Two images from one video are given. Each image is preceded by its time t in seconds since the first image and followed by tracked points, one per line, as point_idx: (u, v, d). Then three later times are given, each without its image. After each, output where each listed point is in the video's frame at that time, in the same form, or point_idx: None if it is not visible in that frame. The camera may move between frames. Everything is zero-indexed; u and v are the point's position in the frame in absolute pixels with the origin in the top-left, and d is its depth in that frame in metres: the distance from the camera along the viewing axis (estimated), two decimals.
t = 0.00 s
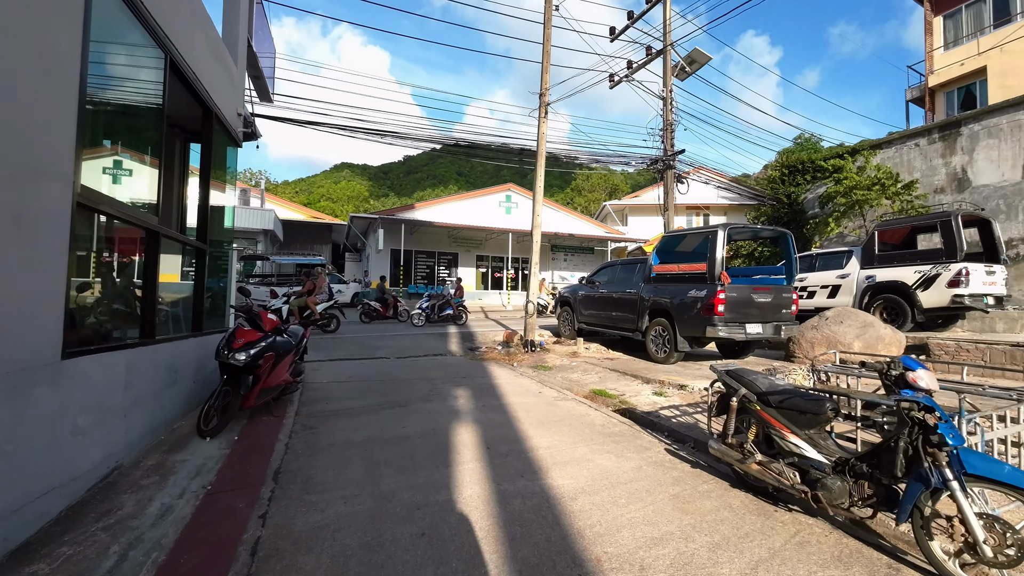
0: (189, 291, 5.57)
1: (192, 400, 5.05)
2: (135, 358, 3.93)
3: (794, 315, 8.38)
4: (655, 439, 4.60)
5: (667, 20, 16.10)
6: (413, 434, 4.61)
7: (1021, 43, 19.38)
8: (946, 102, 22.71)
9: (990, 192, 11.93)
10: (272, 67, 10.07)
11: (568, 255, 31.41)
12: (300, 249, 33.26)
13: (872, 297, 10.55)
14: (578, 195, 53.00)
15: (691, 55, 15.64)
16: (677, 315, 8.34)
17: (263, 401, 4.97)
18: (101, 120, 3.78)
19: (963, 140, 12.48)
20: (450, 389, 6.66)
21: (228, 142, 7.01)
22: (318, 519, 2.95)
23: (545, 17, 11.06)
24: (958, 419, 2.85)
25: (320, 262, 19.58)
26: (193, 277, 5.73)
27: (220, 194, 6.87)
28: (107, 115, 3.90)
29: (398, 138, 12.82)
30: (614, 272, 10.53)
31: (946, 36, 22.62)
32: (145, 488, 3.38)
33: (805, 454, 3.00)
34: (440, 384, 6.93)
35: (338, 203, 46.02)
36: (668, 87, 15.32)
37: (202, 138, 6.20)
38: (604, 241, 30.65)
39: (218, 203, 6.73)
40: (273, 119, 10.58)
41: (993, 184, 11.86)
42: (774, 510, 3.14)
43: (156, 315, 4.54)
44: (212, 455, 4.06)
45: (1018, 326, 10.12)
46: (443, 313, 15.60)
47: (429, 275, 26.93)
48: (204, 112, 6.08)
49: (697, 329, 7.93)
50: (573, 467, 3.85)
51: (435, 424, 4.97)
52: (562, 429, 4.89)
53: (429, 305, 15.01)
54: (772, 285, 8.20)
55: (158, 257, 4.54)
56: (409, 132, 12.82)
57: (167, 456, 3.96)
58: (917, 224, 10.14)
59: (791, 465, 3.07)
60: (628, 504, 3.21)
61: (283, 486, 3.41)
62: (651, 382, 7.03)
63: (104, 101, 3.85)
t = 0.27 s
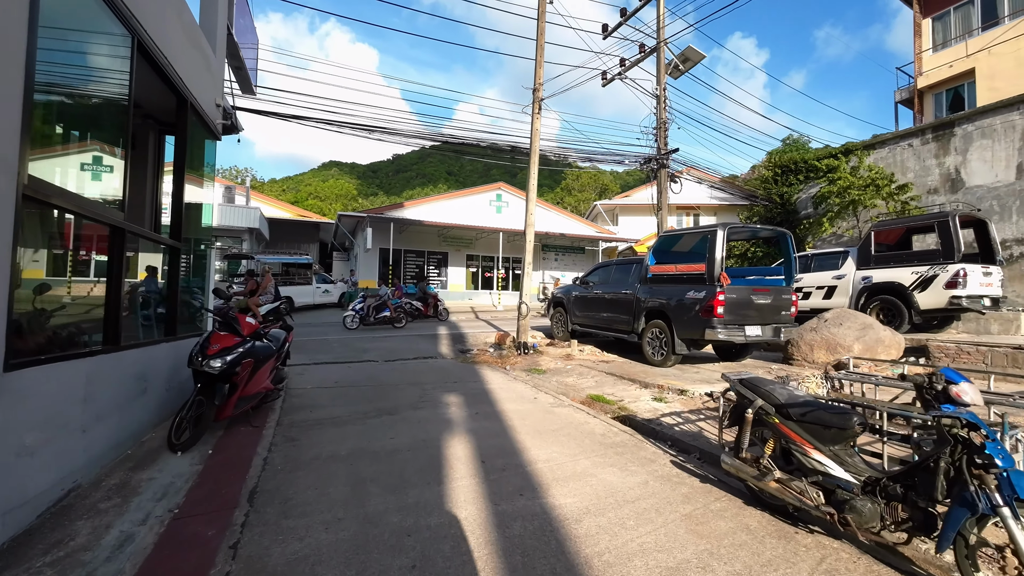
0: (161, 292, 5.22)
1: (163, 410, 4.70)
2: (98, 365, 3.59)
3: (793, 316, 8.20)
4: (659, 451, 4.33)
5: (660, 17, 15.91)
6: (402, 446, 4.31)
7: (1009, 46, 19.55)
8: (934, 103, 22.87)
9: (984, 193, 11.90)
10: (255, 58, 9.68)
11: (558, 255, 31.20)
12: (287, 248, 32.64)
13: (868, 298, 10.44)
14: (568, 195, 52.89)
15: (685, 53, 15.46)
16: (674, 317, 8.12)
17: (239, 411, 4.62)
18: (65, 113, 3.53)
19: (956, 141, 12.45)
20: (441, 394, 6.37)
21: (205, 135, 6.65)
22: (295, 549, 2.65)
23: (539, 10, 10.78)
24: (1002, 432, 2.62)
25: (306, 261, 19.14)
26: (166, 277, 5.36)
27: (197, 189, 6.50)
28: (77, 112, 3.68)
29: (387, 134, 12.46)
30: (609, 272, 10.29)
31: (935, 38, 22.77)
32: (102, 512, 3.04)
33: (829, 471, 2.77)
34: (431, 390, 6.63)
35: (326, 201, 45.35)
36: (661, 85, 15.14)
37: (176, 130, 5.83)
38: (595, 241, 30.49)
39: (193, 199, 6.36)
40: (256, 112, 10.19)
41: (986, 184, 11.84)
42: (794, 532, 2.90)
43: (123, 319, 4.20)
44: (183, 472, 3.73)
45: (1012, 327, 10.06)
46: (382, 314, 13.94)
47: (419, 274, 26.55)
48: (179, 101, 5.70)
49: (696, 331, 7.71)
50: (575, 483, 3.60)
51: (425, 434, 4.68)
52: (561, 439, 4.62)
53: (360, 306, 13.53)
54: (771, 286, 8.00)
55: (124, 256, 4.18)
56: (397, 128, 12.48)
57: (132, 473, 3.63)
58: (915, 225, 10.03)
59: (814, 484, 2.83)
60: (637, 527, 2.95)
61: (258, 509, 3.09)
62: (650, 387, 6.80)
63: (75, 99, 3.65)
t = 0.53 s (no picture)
0: (136, 291, 4.88)
1: (136, 417, 4.38)
2: (60, 370, 3.28)
3: (794, 317, 8.03)
4: (667, 460, 4.10)
5: (655, 15, 15.75)
6: (395, 456, 4.03)
7: (998, 48, 19.70)
8: (924, 105, 23.01)
9: (979, 193, 11.86)
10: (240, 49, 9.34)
11: (551, 255, 31.00)
12: (274, 248, 32.07)
13: (866, 298, 10.32)
14: (560, 195, 52.74)
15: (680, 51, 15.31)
16: (674, 318, 7.91)
17: (217, 419, 4.32)
18: (31, 102, 3.32)
19: (951, 141, 12.41)
20: (435, 399, 6.10)
21: (185, 127, 6.32)
22: None
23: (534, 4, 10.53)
24: None
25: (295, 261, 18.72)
26: (142, 275, 5.02)
27: (176, 184, 6.16)
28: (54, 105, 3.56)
29: (377, 130, 12.13)
30: (606, 272, 10.06)
31: (925, 40, 22.91)
32: (60, 534, 2.74)
33: (863, 485, 2.54)
34: (423, 394, 6.35)
35: (315, 201, 44.79)
36: (656, 83, 14.97)
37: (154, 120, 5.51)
38: (587, 241, 30.33)
39: (171, 194, 6.02)
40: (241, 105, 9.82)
41: (981, 185, 11.80)
42: (822, 551, 2.68)
43: (92, 321, 3.87)
44: (155, 486, 3.43)
45: (1010, 328, 10.00)
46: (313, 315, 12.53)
47: (409, 274, 26.19)
48: (156, 88, 5.36)
49: (696, 333, 7.51)
50: (581, 496, 3.35)
51: (419, 442, 4.40)
52: (562, 447, 4.37)
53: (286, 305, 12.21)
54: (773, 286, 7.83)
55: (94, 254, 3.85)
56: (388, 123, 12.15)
57: (98, 489, 3.32)
58: (914, 224, 9.93)
59: (845, 500, 2.61)
60: (652, 547, 2.71)
61: (233, 530, 2.80)
62: (650, 390, 6.58)
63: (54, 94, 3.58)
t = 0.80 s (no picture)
0: (112, 294, 4.55)
1: (112, 430, 4.06)
2: (22, 383, 2.96)
3: (799, 320, 7.85)
4: (682, 474, 3.86)
5: (652, 14, 15.59)
6: (392, 472, 3.76)
7: (990, 51, 19.81)
8: (917, 107, 23.10)
9: (978, 194, 11.80)
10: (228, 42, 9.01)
11: (544, 256, 30.78)
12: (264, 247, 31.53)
13: (868, 300, 10.19)
14: (553, 196, 52.57)
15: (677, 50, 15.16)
16: (677, 321, 7.70)
17: (199, 431, 4.00)
18: (5, 93, 3.08)
19: (949, 142, 12.35)
20: (432, 406, 5.82)
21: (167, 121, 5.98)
22: None
23: None
24: None
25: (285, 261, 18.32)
26: (120, 277, 4.69)
27: (157, 182, 5.83)
28: (36, 102, 3.34)
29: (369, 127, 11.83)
30: (605, 274, 9.83)
31: (917, 42, 23.00)
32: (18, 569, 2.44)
33: (910, 509, 2.33)
34: (420, 401, 6.07)
35: (306, 201, 44.23)
36: (653, 83, 14.80)
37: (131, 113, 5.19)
38: (581, 242, 30.15)
39: (153, 191, 5.68)
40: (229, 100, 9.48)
41: (980, 186, 11.75)
42: None
43: (61, 327, 3.55)
44: (129, 509, 3.13)
45: (1011, 330, 9.92)
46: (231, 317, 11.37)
47: (402, 275, 25.84)
48: (136, 77, 5.03)
49: (700, 336, 7.30)
50: (596, 516, 3.10)
51: (417, 455, 4.14)
52: (570, 460, 4.12)
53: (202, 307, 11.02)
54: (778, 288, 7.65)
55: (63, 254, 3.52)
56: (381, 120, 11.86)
57: (65, 513, 3.01)
58: (915, 226, 9.82)
59: (891, 524, 2.40)
60: None
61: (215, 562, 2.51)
62: (655, 396, 6.34)
63: (43, 92, 3.39)
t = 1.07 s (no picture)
0: (86, 296, 4.22)
1: (86, 443, 3.76)
2: None
3: (804, 322, 7.69)
4: (698, 488, 3.63)
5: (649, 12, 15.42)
6: (389, 487, 3.50)
7: (983, 54, 19.88)
8: (910, 109, 23.17)
9: (977, 195, 11.74)
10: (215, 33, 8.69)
11: (538, 257, 30.56)
12: (253, 247, 31.02)
13: (869, 302, 10.06)
14: (546, 196, 52.38)
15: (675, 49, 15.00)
16: (680, 324, 7.50)
17: (178, 445, 3.70)
18: None
19: (948, 143, 12.30)
20: (429, 413, 5.55)
21: (149, 113, 5.67)
22: None
23: None
24: None
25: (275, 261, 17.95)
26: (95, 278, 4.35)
27: (138, 178, 5.51)
28: (8, 92, 3.08)
29: (363, 124, 11.53)
30: (604, 275, 9.61)
31: (910, 45, 23.07)
32: None
33: (966, 536, 2.12)
34: (416, 407, 5.80)
35: (296, 200, 43.66)
36: (650, 82, 14.64)
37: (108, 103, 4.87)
38: (575, 243, 29.95)
39: (133, 188, 5.37)
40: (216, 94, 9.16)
41: (979, 187, 11.69)
42: None
43: (25, 332, 3.23)
44: (100, 532, 2.84)
45: (1012, 332, 9.84)
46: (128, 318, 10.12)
47: (394, 276, 25.50)
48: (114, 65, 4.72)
49: (705, 339, 7.11)
50: (612, 537, 2.87)
51: (415, 467, 3.88)
52: (579, 473, 3.88)
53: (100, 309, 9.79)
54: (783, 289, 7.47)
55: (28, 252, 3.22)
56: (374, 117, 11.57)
57: (27, 539, 2.72)
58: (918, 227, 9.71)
59: (943, 551, 2.19)
60: None
61: None
62: (661, 402, 6.13)
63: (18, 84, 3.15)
